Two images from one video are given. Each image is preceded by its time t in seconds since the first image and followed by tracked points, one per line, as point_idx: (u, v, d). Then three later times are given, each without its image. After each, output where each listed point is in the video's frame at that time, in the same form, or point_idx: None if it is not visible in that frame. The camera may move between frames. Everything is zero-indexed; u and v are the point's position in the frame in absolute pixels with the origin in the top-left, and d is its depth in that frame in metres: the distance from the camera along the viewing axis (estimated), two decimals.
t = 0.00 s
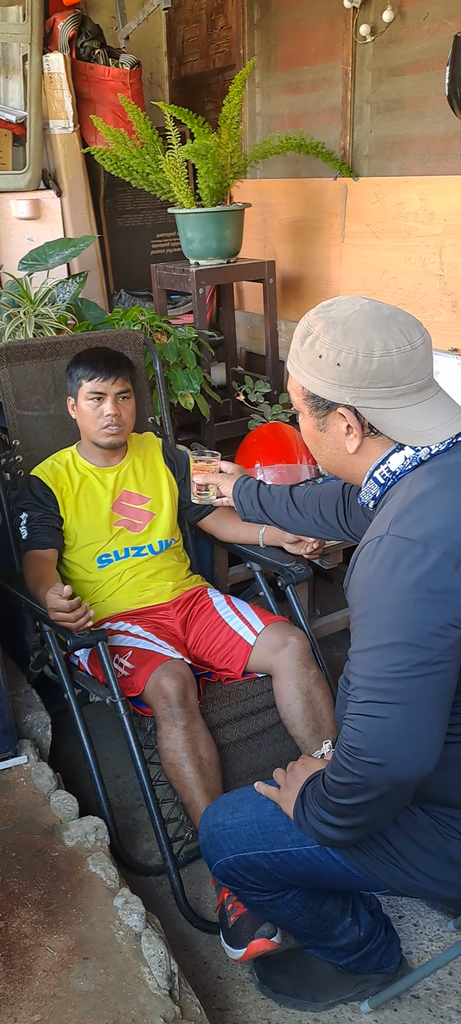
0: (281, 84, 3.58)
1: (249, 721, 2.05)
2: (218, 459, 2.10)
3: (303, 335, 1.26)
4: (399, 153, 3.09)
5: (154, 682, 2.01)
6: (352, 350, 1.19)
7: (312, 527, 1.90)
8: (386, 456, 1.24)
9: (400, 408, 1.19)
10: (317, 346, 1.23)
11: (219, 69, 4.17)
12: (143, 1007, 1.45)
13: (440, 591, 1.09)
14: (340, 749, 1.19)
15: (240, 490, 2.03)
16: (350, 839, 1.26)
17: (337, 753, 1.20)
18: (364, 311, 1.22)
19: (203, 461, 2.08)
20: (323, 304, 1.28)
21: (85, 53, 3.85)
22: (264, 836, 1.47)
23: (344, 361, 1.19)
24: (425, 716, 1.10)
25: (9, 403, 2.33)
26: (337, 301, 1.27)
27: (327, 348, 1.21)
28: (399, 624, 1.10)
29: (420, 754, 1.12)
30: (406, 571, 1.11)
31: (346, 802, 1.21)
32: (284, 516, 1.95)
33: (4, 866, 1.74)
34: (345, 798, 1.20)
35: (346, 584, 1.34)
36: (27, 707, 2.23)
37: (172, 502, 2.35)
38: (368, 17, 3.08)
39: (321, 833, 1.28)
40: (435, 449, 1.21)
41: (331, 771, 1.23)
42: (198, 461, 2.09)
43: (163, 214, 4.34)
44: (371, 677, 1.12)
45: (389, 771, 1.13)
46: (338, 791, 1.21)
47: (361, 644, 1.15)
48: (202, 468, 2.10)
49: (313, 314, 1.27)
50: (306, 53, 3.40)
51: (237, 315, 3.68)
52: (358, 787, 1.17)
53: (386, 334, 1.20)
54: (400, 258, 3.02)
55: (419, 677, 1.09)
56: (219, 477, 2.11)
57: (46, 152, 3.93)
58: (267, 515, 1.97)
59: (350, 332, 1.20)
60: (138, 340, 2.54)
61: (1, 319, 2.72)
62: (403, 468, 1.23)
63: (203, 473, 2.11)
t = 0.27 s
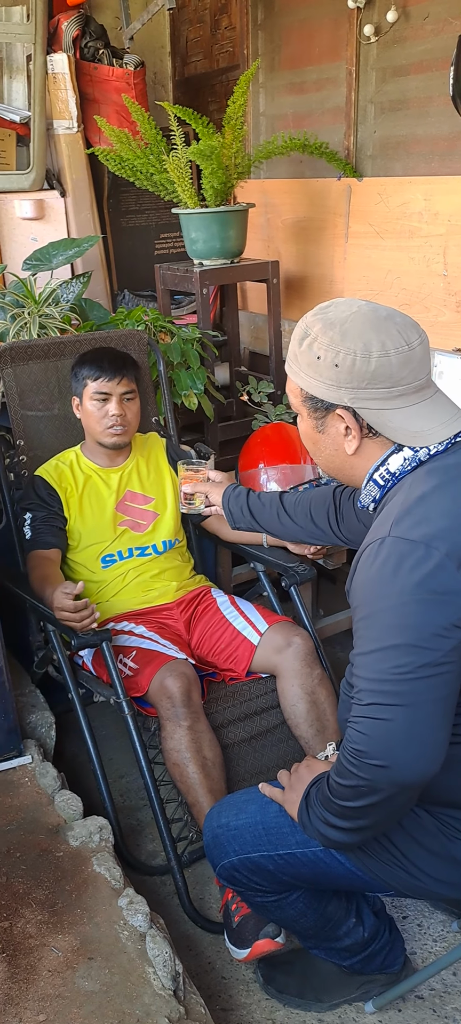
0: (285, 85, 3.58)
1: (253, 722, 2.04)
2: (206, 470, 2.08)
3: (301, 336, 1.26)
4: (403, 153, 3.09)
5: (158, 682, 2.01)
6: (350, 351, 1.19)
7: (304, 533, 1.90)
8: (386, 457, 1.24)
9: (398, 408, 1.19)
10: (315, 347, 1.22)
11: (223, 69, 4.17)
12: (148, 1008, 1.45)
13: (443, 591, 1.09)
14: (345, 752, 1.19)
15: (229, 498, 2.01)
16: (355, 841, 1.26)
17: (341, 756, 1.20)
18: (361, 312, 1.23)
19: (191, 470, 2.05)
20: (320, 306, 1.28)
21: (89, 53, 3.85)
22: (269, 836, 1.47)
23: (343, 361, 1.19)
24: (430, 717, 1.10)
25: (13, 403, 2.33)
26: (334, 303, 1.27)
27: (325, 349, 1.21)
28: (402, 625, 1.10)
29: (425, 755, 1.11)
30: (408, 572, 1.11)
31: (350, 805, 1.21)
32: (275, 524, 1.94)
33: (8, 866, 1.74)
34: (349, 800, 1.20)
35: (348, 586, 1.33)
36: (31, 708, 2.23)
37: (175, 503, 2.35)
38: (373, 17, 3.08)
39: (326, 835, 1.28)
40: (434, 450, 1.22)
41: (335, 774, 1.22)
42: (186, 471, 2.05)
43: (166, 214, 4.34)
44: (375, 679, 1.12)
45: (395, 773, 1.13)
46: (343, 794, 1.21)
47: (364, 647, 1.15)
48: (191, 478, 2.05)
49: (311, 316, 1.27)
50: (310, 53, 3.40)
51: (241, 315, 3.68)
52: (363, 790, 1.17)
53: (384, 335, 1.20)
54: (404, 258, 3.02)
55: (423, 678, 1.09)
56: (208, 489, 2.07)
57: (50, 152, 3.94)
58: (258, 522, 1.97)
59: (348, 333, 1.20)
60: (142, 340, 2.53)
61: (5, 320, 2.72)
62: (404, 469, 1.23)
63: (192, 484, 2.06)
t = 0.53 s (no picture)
0: (286, 84, 3.58)
1: (254, 721, 2.05)
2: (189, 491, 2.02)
3: (294, 338, 1.26)
4: (405, 153, 3.09)
5: (159, 681, 2.00)
6: (344, 351, 1.19)
7: (286, 544, 1.87)
8: (382, 457, 1.24)
9: (392, 408, 1.19)
10: (309, 348, 1.23)
11: (224, 68, 4.20)
12: (149, 1006, 1.46)
13: (443, 589, 1.09)
14: (346, 750, 1.19)
15: (212, 520, 1.95)
16: (356, 839, 1.26)
17: (342, 754, 1.20)
18: (355, 313, 1.23)
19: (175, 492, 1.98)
20: (312, 308, 1.29)
21: (90, 52, 3.85)
22: (270, 834, 1.47)
23: (338, 361, 1.20)
24: (431, 715, 1.10)
25: (14, 402, 2.34)
26: (327, 305, 1.28)
27: (320, 349, 1.21)
28: (403, 623, 1.10)
29: (426, 753, 1.11)
30: (408, 570, 1.11)
31: (351, 803, 1.21)
32: (261, 538, 1.89)
33: (9, 865, 1.75)
34: (351, 798, 1.20)
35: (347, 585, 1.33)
36: (32, 706, 2.23)
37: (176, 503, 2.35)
38: (374, 16, 3.08)
39: (327, 834, 1.28)
40: (431, 449, 1.22)
41: (336, 772, 1.22)
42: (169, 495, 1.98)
43: (167, 213, 4.34)
44: (376, 677, 1.12)
45: (396, 771, 1.13)
46: (345, 792, 1.21)
47: (364, 645, 1.15)
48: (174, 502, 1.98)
49: (303, 318, 1.27)
50: (312, 52, 3.40)
51: (241, 314, 3.68)
52: (365, 788, 1.17)
53: (378, 335, 1.20)
54: (405, 257, 3.02)
55: (424, 675, 1.09)
56: (191, 512, 2.00)
57: (51, 151, 3.94)
58: (241, 541, 1.91)
59: (343, 334, 1.21)
60: (143, 339, 2.53)
61: (6, 319, 2.71)
62: (400, 468, 1.23)
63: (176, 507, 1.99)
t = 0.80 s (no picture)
0: (288, 83, 3.58)
1: (255, 720, 2.05)
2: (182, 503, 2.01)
3: (287, 341, 1.26)
4: (406, 153, 3.09)
5: (160, 680, 2.00)
6: (335, 353, 1.20)
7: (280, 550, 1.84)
8: (378, 458, 1.24)
9: (385, 408, 1.20)
10: (301, 351, 1.23)
11: (226, 67, 4.18)
12: (151, 1004, 1.46)
13: (443, 587, 1.09)
14: (347, 749, 1.19)
15: (207, 528, 1.91)
16: (357, 838, 1.26)
17: (343, 753, 1.20)
18: (346, 314, 1.23)
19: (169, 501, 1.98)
20: (305, 310, 1.29)
21: (92, 51, 3.86)
22: (272, 833, 1.47)
23: (329, 363, 1.20)
24: (431, 713, 1.10)
25: (16, 401, 2.34)
26: (319, 307, 1.28)
27: (311, 351, 1.22)
28: (402, 621, 1.10)
29: (428, 751, 1.11)
30: (407, 568, 1.11)
31: (353, 802, 1.21)
32: (257, 545, 1.85)
33: (11, 864, 1.75)
34: (352, 797, 1.20)
35: (345, 585, 1.33)
36: (34, 705, 2.23)
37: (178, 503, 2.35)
38: (376, 15, 3.08)
39: (329, 833, 1.28)
40: (426, 449, 1.22)
41: (337, 771, 1.23)
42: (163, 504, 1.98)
43: (169, 212, 4.35)
44: (377, 675, 1.12)
45: (397, 770, 1.13)
46: (346, 790, 1.21)
47: (364, 643, 1.15)
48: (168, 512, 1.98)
49: (296, 320, 1.27)
50: (314, 52, 3.40)
51: (243, 313, 3.68)
52: (366, 786, 1.17)
53: (369, 335, 1.21)
54: (406, 256, 3.02)
55: (425, 673, 1.09)
56: (185, 521, 1.98)
57: (52, 151, 3.94)
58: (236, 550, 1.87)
59: (334, 335, 1.21)
60: (145, 338, 2.54)
61: (8, 319, 2.72)
62: (396, 468, 1.23)
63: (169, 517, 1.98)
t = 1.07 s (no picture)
0: (288, 83, 3.58)
1: (254, 720, 2.04)
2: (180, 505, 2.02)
3: (284, 340, 1.27)
4: (406, 152, 3.09)
5: (159, 679, 2.00)
6: (330, 354, 1.20)
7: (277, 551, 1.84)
8: (373, 459, 1.24)
9: (380, 410, 1.19)
10: (297, 350, 1.23)
11: (226, 67, 4.18)
12: (150, 1004, 1.46)
13: (438, 586, 1.09)
14: (343, 748, 1.19)
15: (205, 528, 1.91)
16: (354, 838, 1.26)
17: (340, 753, 1.20)
18: (343, 315, 1.23)
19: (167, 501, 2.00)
20: (304, 309, 1.29)
21: (92, 51, 3.86)
22: (270, 833, 1.47)
23: (323, 364, 1.20)
24: (427, 712, 1.10)
25: (16, 401, 2.34)
26: (318, 306, 1.28)
27: (306, 352, 1.22)
28: (397, 621, 1.10)
29: (424, 750, 1.11)
30: (402, 568, 1.11)
31: (350, 801, 1.21)
32: (254, 545, 1.85)
33: (10, 864, 1.75)
34: (349, 796, 1.20)
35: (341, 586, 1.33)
36: (33, 705, 2.23)
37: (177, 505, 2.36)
38: (376, 15, 3.08)
39: (326, 833, 1.28)
40: (421, 449, 1.22)
41: (334, 771, 1.23)
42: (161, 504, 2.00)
43: (169, 212, 4.35)
44: (372, 675, 1.12)
45: (394, 769, 1.13)
46: (343, 790, 1.21)
47: (359, 644, 1.15)
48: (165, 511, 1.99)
49: (294, 319, 1.27)
50: (314, 51, 3.40)
51: (243, 313, 3.68)
52: (363, 786, 1.17)
53: (364, 337, 1.20)
54: (406, 256, 3.02)
55: (420, 673, 1.09)
56: (184, 521, 1.98)
57: (52, 151, 3.94)
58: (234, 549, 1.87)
59: (329, 336, 1.21)
60: (144, 338, 2.53)
61: (8, 319, 2.72)
62: (391, 468, 1.23)
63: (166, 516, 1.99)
